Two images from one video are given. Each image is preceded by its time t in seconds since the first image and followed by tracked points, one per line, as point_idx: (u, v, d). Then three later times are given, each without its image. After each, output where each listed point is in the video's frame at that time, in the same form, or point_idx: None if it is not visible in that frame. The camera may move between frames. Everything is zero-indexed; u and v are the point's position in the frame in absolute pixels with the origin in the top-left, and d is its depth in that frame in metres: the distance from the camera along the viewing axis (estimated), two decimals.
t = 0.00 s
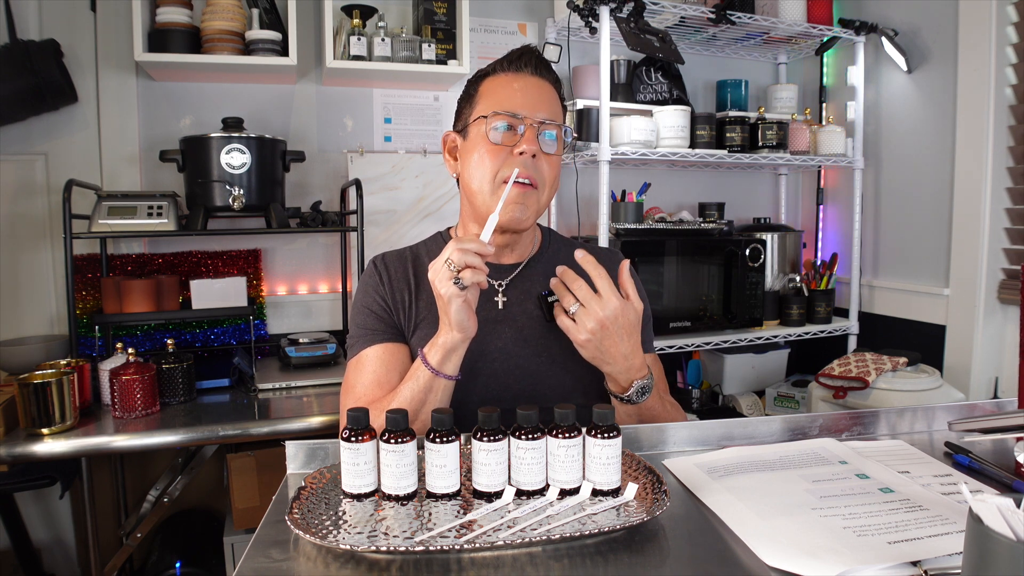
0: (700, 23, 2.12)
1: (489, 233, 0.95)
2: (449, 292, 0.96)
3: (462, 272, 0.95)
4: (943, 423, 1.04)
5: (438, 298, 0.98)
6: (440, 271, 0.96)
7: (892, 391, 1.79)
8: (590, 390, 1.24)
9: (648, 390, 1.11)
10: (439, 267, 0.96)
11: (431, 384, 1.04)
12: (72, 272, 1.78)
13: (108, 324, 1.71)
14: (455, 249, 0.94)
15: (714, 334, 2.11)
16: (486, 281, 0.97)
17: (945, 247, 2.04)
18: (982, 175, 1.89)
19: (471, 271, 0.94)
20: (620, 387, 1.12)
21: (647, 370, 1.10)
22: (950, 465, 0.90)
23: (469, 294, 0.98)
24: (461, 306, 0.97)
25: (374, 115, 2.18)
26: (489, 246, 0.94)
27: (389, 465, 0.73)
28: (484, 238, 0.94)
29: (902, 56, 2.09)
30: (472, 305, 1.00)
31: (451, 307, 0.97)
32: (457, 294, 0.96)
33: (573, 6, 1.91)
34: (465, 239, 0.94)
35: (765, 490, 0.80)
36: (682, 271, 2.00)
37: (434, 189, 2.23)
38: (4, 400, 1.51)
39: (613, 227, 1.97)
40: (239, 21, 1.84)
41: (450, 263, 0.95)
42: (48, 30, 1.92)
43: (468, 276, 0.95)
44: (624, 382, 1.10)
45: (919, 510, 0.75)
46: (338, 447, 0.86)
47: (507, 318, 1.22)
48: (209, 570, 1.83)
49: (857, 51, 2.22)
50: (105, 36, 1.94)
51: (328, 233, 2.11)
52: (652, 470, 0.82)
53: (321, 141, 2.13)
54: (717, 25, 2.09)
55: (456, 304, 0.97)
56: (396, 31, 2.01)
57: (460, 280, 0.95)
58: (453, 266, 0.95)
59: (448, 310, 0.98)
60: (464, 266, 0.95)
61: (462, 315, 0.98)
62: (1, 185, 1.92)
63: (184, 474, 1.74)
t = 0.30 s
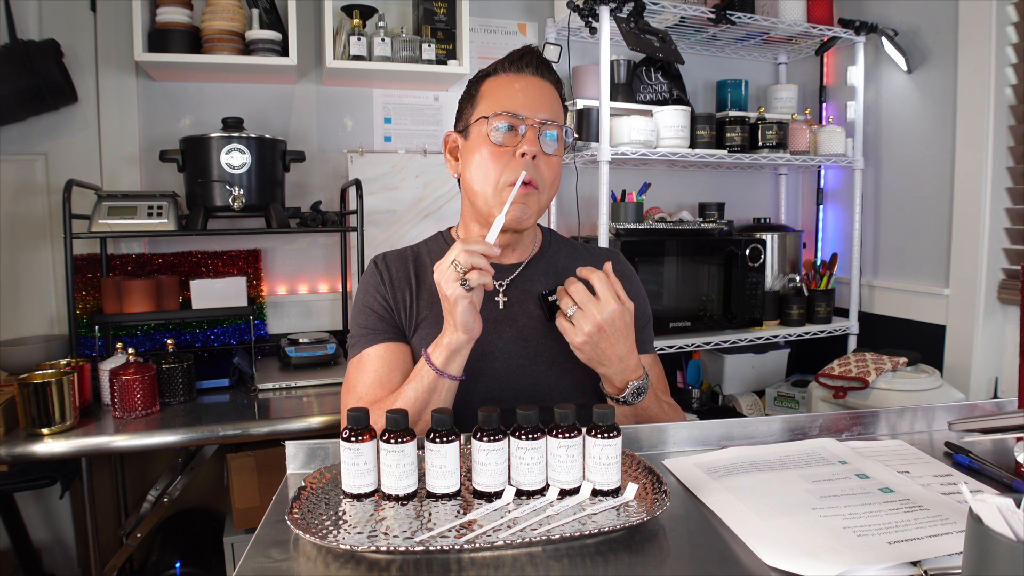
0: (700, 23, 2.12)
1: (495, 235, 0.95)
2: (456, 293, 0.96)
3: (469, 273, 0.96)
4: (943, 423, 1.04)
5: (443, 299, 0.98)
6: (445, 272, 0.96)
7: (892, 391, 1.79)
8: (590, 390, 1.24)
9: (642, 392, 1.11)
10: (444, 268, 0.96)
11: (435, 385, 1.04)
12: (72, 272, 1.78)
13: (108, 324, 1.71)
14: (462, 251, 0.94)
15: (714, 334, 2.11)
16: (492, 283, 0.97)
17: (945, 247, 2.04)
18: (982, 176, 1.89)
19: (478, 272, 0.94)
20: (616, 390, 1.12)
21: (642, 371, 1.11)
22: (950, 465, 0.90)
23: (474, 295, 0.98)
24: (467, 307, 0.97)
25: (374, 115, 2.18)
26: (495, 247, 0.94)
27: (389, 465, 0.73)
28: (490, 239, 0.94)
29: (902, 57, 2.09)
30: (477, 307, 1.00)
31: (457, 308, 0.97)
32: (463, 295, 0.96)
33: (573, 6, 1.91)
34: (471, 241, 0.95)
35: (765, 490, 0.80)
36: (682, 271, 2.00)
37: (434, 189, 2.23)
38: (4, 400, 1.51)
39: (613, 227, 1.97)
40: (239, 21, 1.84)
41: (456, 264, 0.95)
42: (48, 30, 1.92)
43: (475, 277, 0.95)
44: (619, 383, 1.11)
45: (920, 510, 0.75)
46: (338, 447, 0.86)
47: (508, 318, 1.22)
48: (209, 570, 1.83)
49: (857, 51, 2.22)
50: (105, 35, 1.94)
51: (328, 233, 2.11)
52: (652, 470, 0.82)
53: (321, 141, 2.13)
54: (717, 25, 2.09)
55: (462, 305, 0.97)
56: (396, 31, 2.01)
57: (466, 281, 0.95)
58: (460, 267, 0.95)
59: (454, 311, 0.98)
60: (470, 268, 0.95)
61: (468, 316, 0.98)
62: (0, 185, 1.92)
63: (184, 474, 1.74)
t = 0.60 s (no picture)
0: (700, 23, 2.12)
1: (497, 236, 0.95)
2: (458, 294, 0.96)
3: (469, 274, 0.95)
4: (943, 423, 1.04)
5: (445, 300, 0.98)
6: (447, 273, 0.96)
7: (892, 391, 1.79)
8: (590, 390, 1.24)
9: (640, 398, 1.10)
10: (446, 269, 0.96)
11: (435, 385, 1.04)
12: (72, 272, 1.78)
13: (108, 324, 1.71)
14: (464, 252, 0.94)
15: (714, 334, 2.11)
16: (493, 285, 0.97)
17: (945, 247, 2.04)
18: (982, 175, 1.89)
19: (480, 274, 0.94)
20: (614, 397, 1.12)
21: (639, 378, 1.10)
22: (950, 465, 0.90)
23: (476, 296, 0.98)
24: (468, 308, 0.97)
25: (374, 115, 2.18)
26: (497, 249, 0.94)
27: (389, 465, 0.73)
28: (491, 241, 0.94)
29: (902, 56, 2.09)
30: (478, 308, 1.00)
31: (458, 309, 0.97)
32: (465, 296, 0.96)
33: (573, 6, 1.91)
34: (473, 242, 0.94)
35: (765, 490, 0.80)
36: (682, 271, 2.00)
37: (434, 190, 2.23)
38: (4, 400, 1.51)
39: (613, 227, 1.97)
40: (239, 21, 1.84)
41: (458, 265, 0.95)
42: (48, 30, 1.92)
43: (476, 278, 0.94)
44: (616, 391, 1.10)
45: (919, 510, 0.75)
46: (338, 447, 0.86)
47: (508, 318, 1.22)
48: (209, 570, 1.83)
49: (857, 51, 2.22)
50: (105, 35, 1.94)
51: (328, 233, 2.11)
52: (652, 470, 0.82)
53: (321, 141, 2.13)
54: (717, 25, 2.09)
55: (463, 306, 0.97)
56: (396, 32, 2.01)
57: (467, 282, 0.95)
58: (461, 268, 0.95)
59: (455, 312, 0.98)
60: (471, 269, 0.94)
61: (469, 317, 0.98)
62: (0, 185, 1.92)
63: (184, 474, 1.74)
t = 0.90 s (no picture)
0: (700, 23, 2.12)
1: (468, 239, 0.92)
2: (428, 300, 0.94)
3: (440, 279, 0.94)
4: (943, 423, 1.04)
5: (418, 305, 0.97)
6: (418, 278, 0.95)
7: (892, 391, 1.79)
8: (590, 390, 1.24)
9: (648, 396, 1.11)
10: (417, 273, 0.95)
11: (416, 390, 1.04)
12: (73, 272, 1.78)
13: (108, 324, 1.71)
14: (433, 256, 0.92)
15: (714, 334, 2.11)
16: (467, 287, 0.95)
17: (945, 247, 2.04)
18: (982, 175, 1.89)
19: (448, 278, 0.92)
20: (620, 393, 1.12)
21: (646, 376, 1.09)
22: (950, 465, 0.90)
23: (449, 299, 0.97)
24: (440, 312, 0.96)
25: (374, 115, 2.18)
26: (468, 252, 0.92)
27: (389, 465, 0.73)
28: (462, 243, 0.91)
29: (902, 56, 2.09)
30: (452, 311, 0.98)
31: (431, 314, 0.96)
32: (436, 301, 0.95)
33: (573, 6, 1.91)
34: (442, 245, 0.92)
35: (765, 490, 0.80)
36: (682, 271, 2.00)
37: (434, 190, 2.23)
38: (4, 400, 1.51)
39: (614, 227, 1.97)
40: (239, 21, 1.84)
41: (427, 270, 0.93)
42: (48, 29, 1.92)
43: (445, 283, 0.93)
44: (624, 391, 1.10)
45: (920, 510, 0.75)
46: (339, 447, 0.86)
47: (509, 319, 1.22)
48: (209, 570, 1.83)
49: (857, 52, 2.22)
50: (105, 35, 1.94)
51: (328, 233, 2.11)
52: (652, 470, 0.82)
53: (322, 141, 2.14)
54: (717, 25, 2.09)
55: (435, 311, 0.95)
56: (396, 32, 2.01)
57: (437, 287, 0.93)
58: (430, 272, 0.93)
59: (428, 316, 0.97)
60: (441, 272, 0.93)
61: (442, 321, 0.97)
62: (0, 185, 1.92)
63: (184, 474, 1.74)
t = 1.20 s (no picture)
0: (700, 23, 2.12)
1: (467, 234, 0.93)
2: (427, 295, 0.95)
3: (439, 273, 0.94)
4: (943, 423, 1.04)
5: (418, 301, 0.97)
6: (417, 274, 0.95)
7: (892, 391, 1.79)
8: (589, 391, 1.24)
9: (634, 403, 1.11)
10: (417, 269, 0.95)
11: (417, 388, 1.04)
12: (73, 272, 1.79)
13: (108, 324, 1.71)
14: (431, 251, 0.92)
15: (714, 334, 2.11)
16: (465, 282, 0.95)
17: (945, 247, 2.04)
18: (982, 175, 1.89)
19: (447, 273, 0.92)
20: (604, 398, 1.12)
21: (633, 383, 1.09)
22: (950, 465, 0.90)
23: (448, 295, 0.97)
24: (440, 308, 0.96)
25: (374, 115, 2.18)
26: (467, 246, 0.92)
27: (389, 465, 0.73)
28: (461, 238, 0.92)
29: (902, 56, 2.09)
30: (452, 307, 0.99)
31: (431, 310, 0.96)
32: (436, 296, 0.95)
33: (573, 6, 1.91)
34: (441, 240, 0.92)
35: (765, 490, 0.80)
36: (682, 271, 2.00)
37: (434, 190, 2.23)
38: (4, 400, 1.51)
39: (613, 227, 1.96)
40: (239, 21, 1.84)
41: (427, 265, 0.93)
42: (48, 29, 1.92)
43: (445, 278, 0.93)
44: (610, 397, 1.09)
45: (920, 510, 0.75)
46: (339, 447, 0.86)
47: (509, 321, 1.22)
48: (209, 570, 1.82)
49: (857, 52, 2.22)
50: (105, 36, 1.94)
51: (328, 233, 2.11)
52: (652, 470, 0.82)
53: (322, 141, 2.14)
54: (717, 25, 2.09)
55: (435, 306, 0.96)
56: (396, 32, 2.01)
57: (437, 282, 0.93)
58: (430, 267, 0.93)
59: (428, 312, 0.97)
60: (440, 268, 0.93)
61: (442, 317, 0.97)
62: None
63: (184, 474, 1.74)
